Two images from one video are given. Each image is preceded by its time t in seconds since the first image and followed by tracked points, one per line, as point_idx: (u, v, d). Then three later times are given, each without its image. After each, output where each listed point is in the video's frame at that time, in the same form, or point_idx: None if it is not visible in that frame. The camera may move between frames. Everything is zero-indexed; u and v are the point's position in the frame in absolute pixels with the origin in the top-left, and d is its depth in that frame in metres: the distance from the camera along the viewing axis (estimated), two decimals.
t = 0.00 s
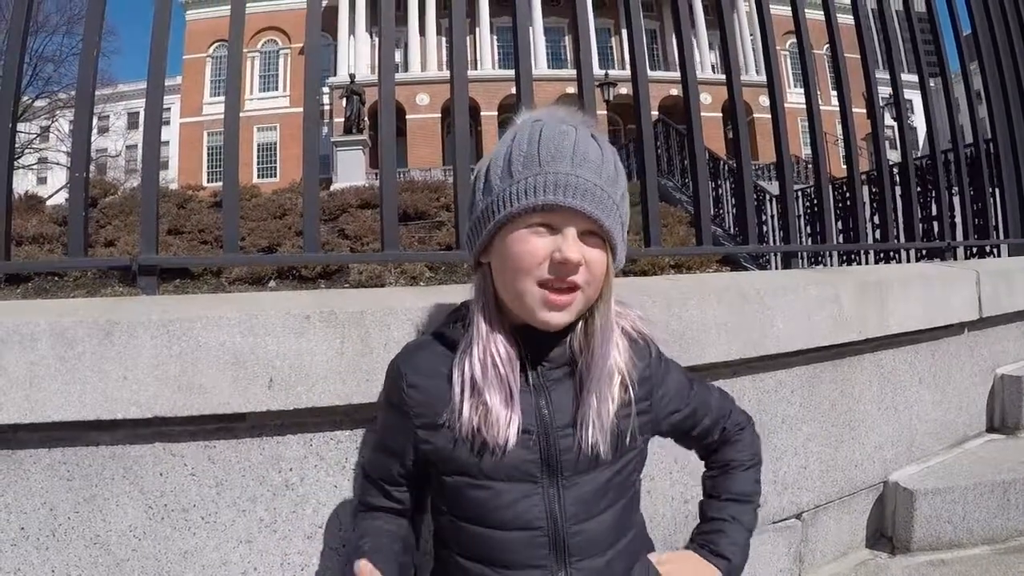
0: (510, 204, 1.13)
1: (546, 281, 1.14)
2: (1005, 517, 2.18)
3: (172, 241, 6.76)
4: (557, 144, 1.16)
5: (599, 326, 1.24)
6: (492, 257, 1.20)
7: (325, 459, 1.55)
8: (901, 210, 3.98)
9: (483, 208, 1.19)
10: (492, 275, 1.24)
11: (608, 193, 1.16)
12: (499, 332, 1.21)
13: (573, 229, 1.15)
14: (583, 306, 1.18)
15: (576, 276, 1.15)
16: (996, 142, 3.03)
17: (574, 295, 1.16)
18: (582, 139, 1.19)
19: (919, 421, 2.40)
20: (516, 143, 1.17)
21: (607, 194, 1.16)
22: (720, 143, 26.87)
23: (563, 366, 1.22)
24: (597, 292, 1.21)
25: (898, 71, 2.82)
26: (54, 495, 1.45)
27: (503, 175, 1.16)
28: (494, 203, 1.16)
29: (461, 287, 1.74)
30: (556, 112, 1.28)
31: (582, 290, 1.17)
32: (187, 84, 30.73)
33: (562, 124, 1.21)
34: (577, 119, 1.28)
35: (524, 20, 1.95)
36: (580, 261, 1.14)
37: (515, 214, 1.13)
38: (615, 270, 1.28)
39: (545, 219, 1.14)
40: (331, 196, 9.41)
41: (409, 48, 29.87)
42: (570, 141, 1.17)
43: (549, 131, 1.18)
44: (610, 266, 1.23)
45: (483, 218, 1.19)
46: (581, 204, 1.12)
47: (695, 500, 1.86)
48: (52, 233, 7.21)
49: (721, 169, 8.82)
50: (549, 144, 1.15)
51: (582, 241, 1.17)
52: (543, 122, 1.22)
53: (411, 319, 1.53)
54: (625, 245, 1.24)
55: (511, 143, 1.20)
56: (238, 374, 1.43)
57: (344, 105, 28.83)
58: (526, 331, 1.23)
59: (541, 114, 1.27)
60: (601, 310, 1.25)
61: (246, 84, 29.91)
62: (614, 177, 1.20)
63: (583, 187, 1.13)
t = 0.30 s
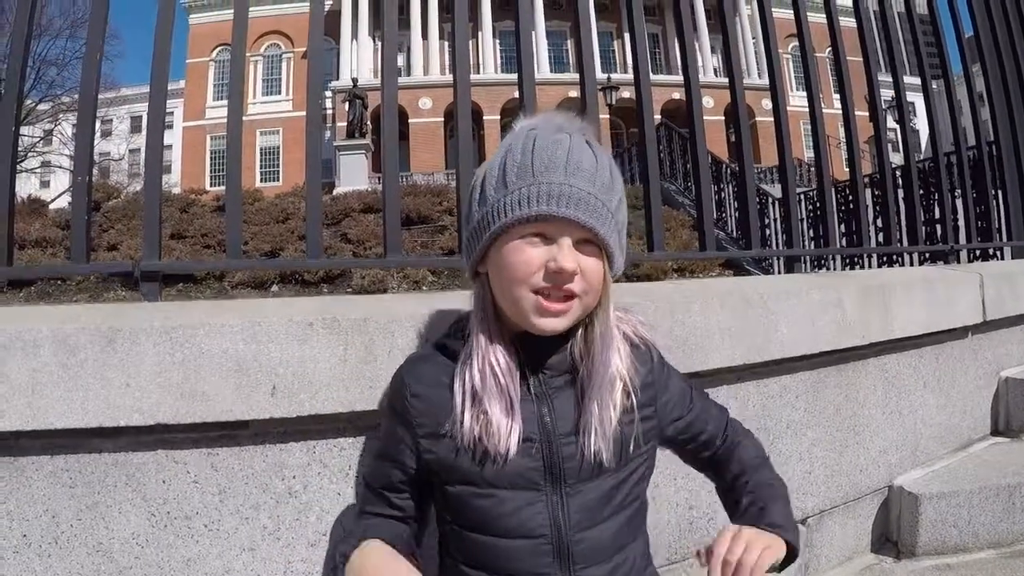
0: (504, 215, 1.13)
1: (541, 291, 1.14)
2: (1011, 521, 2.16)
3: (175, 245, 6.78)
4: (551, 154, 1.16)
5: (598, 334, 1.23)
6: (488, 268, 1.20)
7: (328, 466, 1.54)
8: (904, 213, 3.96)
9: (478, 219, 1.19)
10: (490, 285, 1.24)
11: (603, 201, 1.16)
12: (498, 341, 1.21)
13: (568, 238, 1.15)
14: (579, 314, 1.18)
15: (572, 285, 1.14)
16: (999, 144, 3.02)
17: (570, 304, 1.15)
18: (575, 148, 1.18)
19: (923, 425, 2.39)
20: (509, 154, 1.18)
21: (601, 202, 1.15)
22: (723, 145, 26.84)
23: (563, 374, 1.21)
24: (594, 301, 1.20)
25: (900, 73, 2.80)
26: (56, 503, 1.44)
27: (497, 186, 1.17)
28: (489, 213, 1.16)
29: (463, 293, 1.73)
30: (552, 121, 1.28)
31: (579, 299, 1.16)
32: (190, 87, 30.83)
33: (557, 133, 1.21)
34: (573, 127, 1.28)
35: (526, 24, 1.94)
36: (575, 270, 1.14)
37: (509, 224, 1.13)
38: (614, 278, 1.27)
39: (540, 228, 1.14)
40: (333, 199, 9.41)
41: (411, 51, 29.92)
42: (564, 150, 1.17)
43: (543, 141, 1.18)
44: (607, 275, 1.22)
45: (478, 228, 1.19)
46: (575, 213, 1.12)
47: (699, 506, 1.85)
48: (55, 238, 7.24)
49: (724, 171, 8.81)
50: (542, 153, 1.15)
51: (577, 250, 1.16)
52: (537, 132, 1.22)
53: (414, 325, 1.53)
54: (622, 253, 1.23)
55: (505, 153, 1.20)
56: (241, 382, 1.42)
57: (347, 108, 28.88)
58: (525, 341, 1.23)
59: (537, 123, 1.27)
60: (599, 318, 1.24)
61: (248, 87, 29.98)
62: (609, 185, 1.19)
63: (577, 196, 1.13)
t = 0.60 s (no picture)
0: (512, 224, 1.15)
1: (551, 298, 1.14)
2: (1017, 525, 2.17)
3: (179, 252, 6.80)
4: (556, 162, 1.18)
5: (607, 343, 1.25)
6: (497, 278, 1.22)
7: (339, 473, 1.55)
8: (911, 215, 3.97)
9: (486, 228, 1.21)
10: (500, 295, 1.25)
11: (608, 207, 1.18)
12: (509, 350, 1.22)
13: (575, 245, 1.16)
14: (589, 321, 1.18)
15: (581, 292, 1.15)
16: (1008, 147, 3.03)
17: (580, 311, 1.15)
18: (579, 156, 1.21)
19: (928, 427, 2.40)
20: (515, 164, 1.20)
21: (607, 208, 1.17)
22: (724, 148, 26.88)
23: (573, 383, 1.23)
24: (603, 307, 1.20)
25: (908, 71, 2.83)
26: (69, 515, 1.45)
27: (504, 196, 1.19)
28: (497, 223, 1.18)
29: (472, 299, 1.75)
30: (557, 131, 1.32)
31: (588, 305, 1.17)
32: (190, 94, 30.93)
33: (561, 142, 1.24)
34: (579, 137, 1.30)
35: (531, 29, 1.96)
36: (583, 276, 1.15)
37: (517, 232, 1.15)
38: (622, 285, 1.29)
39: (547, 236, 1.16)
40: (336, 203, 9.44)
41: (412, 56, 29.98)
42: (569, 158, 1.20)
43: (548, 150, 1.21)
44: (615, 281, 1.23)
45: (486, 238, 1.21)
46: (581, 219, 1.14)
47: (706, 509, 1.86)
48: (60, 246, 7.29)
49: (727, 173, 8.82)
50: (547, 161, 1.18)
51: (585, 257, 1.17)
52: (542, 141, 1.24)
53: (424, 333, 1.54)
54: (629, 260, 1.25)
55: (511, 164, 1.23)
56: (252, 392, 1.44)
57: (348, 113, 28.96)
58: (537, 350, 1.23)
59: (542, 134, 1.30)
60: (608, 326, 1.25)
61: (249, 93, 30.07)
62: (615, 191, 1.21)
63: (583, 202, 1.15)
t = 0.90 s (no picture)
0: (517, 225, 1.14)
1: (557, 297, 1.12)
2: None
3: (184, 249, 6.81)
4: (558, 160, 1.17)
5: (614, 342, 1.23)
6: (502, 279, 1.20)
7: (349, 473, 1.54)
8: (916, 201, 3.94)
9: (491, 229, 1.20)
10: (505, 296, 1.24)
11: (613, 204, 1.16)
12: (517, 351, 1.21)
13: (581, 243, 1.14)
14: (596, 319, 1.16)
15: (587, 289, 1.13)
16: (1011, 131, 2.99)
17: (587, 310, 1.13)
18: (582, 153, 1.20)
19: (938, 418, 2.38)
20: (518, 164, 1.19)
21: (611, 205, 1.16)
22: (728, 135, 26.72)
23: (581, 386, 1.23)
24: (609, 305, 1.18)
25: (910, 56, 2.78)
26: (78, 517, 1.45)
27: (508, 196, 1.18)
28: (502, 223, 1.17)
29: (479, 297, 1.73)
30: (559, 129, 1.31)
31: (595, 303, 1.15)
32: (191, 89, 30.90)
33: (563, 140, 1.23)
34: (581, 134, 1.29)
35: (535, 20, 1.93)
36: (589, 274, 1.13)
37: (522, 233, 1.14)
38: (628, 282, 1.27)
39: (552, 234, 1.14)
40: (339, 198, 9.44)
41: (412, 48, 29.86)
42: (572, 156, 1.18)
43: (551, 148, 1.19)
44: (621, 279, 1.22)
45: (491, 239, 1.19)
46: (586, 217, 1.12)
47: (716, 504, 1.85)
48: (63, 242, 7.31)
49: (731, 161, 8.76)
50: (550, 160, 1.17)
51: (590, 255, 1.15)
52: (544, 140, 1.23)
53: (432, 331, 1.53)
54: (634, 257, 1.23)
55: (514, 164, 1.22)
56: (262, 394, 1.42)
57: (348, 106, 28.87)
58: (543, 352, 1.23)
59: (544, 133, 1.29)
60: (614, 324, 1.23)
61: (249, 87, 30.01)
62: (619, 188, 1.20)
63: (587, 200, 1.13)
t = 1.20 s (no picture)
0: (561, 239, 1.14)
1: (603, 312, 1.14)
2: None
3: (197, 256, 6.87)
4: (597, 174, 1.18)
5: (643, 352, 1.26)
6: (539, 291, 1.20)
7: (365, 481, 1.54)
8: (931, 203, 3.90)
9: (527, 241, 1.19)
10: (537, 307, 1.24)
11: (651, 219, 1.20)
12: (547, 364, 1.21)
13: (623, 258, 1.17)
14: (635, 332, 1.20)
15: (631, 304, 1.16)
16: None
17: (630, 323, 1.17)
18: (618, 166, 1.21)
19: (955, 423, 2.36)
20: (555, 175, 1.19)
21: (649, 220, 1.19)
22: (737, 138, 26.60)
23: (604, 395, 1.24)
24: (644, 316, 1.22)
25: (921, 57, 2.76)
26: (93, 522, 1.45)
27: (547, 208, 1.17)
28: (541, 236, 1.16)
29: (495, 306, 1.73)
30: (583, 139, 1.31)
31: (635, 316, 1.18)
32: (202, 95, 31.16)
33: (595, 151, 1.24)
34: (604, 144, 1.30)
35: (549, 26, 1.93)
36: (631, 289, 1.16)
37: (566, 246, 1.14)
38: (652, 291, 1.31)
39: (596, 249, 1.15)
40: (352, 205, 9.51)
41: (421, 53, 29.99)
42: (609, 169, 1.20)
43: (587, 161, 1.20)
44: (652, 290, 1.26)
45: (526, 251, 1.18)
46: (630, 232, 1.15)
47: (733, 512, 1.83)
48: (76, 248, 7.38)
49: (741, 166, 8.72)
50: (590, 174, 1.18)
51: (630, 268, 1.18)
52: (578, 150, 1.23)
53: (449, 340, 1.53)
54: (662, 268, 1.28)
55: (545, 174, 1.21)
56: (279, 402, 1.43)
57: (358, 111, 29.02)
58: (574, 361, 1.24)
59: (570, 142, 1.29)
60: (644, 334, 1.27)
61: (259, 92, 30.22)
62: (652, 202, 1.23)
63: (630, 215, 1.16)
